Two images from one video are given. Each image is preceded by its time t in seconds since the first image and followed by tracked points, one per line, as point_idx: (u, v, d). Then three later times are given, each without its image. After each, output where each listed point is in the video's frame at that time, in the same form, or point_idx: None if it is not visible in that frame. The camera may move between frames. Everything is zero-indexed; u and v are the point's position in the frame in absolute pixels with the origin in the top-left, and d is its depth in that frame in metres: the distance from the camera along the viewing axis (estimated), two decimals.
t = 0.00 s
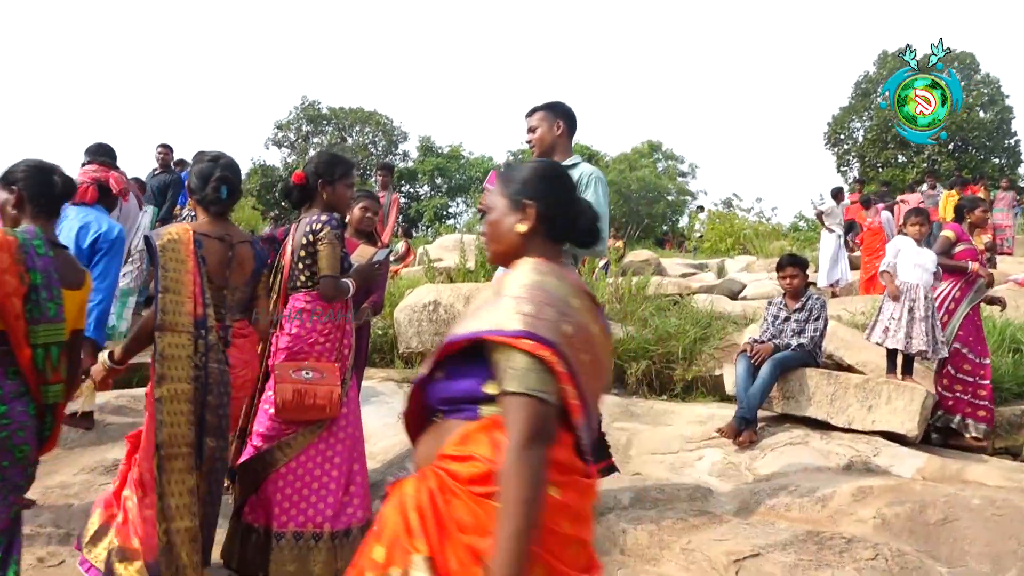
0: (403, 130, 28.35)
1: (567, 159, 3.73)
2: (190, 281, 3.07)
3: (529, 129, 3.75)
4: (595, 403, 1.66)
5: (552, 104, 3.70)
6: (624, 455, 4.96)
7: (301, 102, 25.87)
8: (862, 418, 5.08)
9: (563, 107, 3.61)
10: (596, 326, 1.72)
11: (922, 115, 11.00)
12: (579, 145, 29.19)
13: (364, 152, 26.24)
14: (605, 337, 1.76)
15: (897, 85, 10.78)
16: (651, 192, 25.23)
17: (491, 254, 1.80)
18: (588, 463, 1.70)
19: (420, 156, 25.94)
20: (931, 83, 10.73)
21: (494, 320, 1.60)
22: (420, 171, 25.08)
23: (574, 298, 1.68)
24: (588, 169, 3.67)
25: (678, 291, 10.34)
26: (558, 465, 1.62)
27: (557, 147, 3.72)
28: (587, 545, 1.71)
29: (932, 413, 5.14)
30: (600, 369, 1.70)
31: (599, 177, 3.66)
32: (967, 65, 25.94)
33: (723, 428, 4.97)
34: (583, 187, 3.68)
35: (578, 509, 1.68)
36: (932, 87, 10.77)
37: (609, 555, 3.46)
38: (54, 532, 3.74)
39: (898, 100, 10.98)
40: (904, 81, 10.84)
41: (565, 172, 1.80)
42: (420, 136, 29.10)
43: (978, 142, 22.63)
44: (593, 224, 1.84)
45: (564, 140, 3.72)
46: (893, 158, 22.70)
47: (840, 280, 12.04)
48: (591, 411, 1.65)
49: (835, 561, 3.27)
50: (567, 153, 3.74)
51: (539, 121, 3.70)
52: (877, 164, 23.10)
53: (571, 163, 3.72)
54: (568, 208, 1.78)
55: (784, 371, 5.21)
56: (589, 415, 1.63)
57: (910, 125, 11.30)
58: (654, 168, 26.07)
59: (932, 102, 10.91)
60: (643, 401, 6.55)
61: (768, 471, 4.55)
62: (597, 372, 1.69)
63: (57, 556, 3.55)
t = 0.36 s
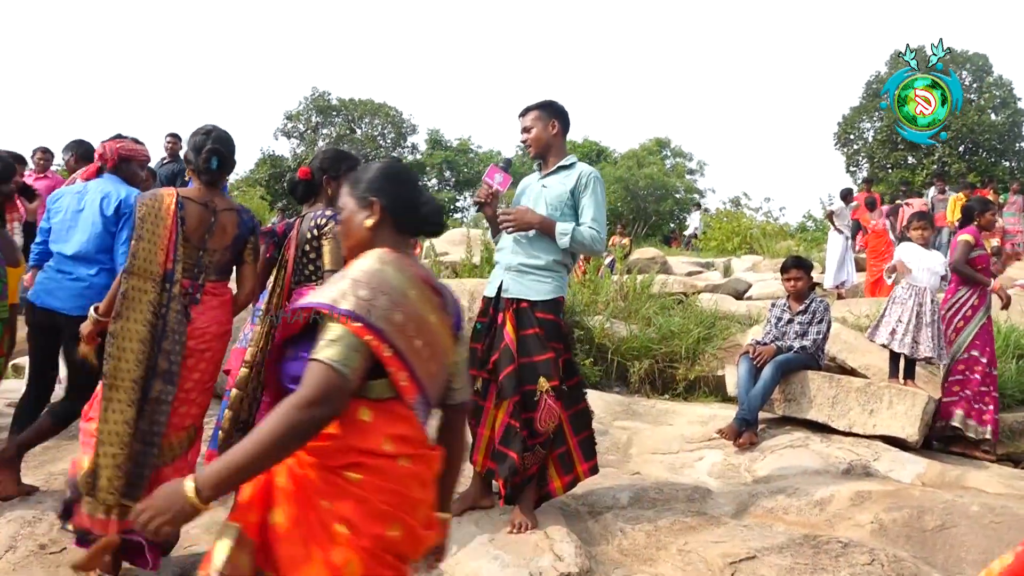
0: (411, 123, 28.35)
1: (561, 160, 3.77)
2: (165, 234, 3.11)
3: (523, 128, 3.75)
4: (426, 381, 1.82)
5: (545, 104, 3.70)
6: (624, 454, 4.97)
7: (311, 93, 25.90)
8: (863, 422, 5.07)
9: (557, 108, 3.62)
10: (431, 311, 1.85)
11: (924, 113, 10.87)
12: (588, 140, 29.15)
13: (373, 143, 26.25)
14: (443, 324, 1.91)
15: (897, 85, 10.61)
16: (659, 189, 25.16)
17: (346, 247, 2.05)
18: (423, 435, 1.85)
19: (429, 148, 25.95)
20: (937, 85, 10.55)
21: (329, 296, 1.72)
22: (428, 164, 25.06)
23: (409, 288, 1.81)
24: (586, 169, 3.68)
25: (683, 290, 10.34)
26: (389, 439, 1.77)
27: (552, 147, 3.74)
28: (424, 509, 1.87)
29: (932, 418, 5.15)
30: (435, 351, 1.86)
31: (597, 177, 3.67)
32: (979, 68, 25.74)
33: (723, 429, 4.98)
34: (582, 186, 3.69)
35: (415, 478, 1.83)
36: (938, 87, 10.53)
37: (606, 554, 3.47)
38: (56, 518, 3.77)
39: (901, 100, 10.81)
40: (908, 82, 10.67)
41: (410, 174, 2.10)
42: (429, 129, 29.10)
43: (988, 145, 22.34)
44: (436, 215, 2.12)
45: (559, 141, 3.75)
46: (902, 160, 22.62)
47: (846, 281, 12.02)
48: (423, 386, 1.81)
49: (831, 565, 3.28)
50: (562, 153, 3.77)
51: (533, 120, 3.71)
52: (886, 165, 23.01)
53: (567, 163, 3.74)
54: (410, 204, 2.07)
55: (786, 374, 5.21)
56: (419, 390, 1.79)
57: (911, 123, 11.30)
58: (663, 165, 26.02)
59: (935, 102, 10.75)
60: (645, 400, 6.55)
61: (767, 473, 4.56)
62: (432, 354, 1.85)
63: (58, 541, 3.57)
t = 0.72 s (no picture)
0: (434, 107, 28.34)
1: (569, 150, 3.76)
2: (161, 221, 3.13)
3: (530, 118, 3.75)
4: (318, 340, 2.00)
5: (551, 93, 3.70)
6: (638, 444, 4.97)
7: (334, 76, 25.97)
8: (879, 418, 5.04)
9: (564, 96, 3.62)
10: (325, 278, 2.03)
11: (922, 115, 10.11)
12: (610, 127, 28.99)
13: (394, 127, 26.29)
14: (336, 290, 2.07)
15: (897, 84, 9.84)
16: (681, 178, 24.99)
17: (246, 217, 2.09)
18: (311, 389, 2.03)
19: (450, 133, 25.92)
20: (933, 86, 9.90)
21: (232, 271, 1.88)
22: (449, 148, 25.04)
23: (306, 257, 1.98)
24: (595, 159, 3.68)
25: (702, 281, 10.29)
26: (282, 389, 1.94)
27: (560, 135, 3.73)
28: (312, 455, 2.08)
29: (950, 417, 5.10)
30: (326, 313, 2.03)
31: (607, 166, 3.65)
32: (1010, 62, 25.24)
33: (739, 422, 4.97)
34: (592, 177, 3.68)
35: (302, 427, 2.02)
36: (932, 90, 9.91)
37: (617, 543, 3.48)
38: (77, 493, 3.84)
39: (898, 98, 9.96)
40: (908, 81, 9.85)
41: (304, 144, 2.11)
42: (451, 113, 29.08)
43: (1018, 141, 21.99)
44: (332, 186, 2.14)
45: (567, 129, 3.73)
46: (928, 154, 22.34)
47: (867, 276, 11.91)
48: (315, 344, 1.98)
49: (843, 562, 3.27)
50: (570, 143, 3.76)
51: (540, 110, 3.71)
52: (912, 159, 22.73)
53: (575, 153, 3.73)
54: (307, 177, 2.08)
55: (803, 369, 5.19)
56: (313, 347, 1.97)
57: (911, 126, 10.44)
58: (685, 154, 25.84)
59: (933, 103, 10.02)
60: (661, 391, 6.53)
61: (782, 466, 4.55)
62: (325, 316, 2.02)
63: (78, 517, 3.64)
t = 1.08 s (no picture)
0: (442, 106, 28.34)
1: (573, 151, 3.75)
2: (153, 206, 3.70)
3: (535, 120, 3.73)
4: (188, 321, 2.00)
5: (557, 95, 3.68)
6: (644, 448, 4.96)
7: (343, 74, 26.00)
8: (887, 425, 5.02)
9: (570, 99, 3.61)
10: (196, 263, 2.02)
11: (920, 114, 9.69)
12: (619, 129, 28.92)
13: (402, 126, 26.28)
14: (210, 273, 2.08)
15: (895, 86, 9.20)
16: (689, 181, 24.93)
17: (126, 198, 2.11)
18: (185, 367, 2.03)
19: (459, 133, 25.93)
20: (933, 85, 9.39)
21: (93, 250, 1.86)
22: (457, 148, 25.06)
23: (174, 240, 1.97)
24: (597, 159, 3.65)
25: (710, 285, 10.25)
26: (148, 368, 1.93)
27: (565, 138, 3.73)
28: (180, 436, 2.07)
29: (959, 424, 5.07)
30: (199, 297, 2.03)
31: (609, 167, 3.63)
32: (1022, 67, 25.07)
33: (745, 427, 4.95)
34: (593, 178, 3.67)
35: (176, 406, 2.02)
36: (931, 89, 9.36)
37: (622, 547, 3.47)
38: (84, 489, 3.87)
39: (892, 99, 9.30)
40: (906, 80, 9.25)
41: (178, 129, 2.14)
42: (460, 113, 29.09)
43: None
44: (209, 168, 2.18)
45: (570, 132, 3.72)
46: (938, 159, 22.26)
47: (875, 281, 11.85)
48: (185, 325, 1.99)
49: (850, 569, 3.25)
50: (574, 145, 3.76)
51: (545, 112, 3.69)
52: (921, 164, 22.64)
53: (579, 154, 3.72)
54: (183, 163, 2.11)
55: (810, 374, 5.17)
56: (180, 329, 1.96)
57: (909, 125, 10.08)
58: (694, 157, 25.77)
59: (932, 103, 9.59)
60: (667, 394, 6.51)
61: (789, 472, 4.53)
62: (197, 299, 2.03)
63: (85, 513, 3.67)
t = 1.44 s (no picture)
0: (452, 115, 28.41)
1: (586, 162, 3.73)
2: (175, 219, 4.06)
3: (551, 130, 3.71)
4: (102, 319, 2.32)
5: (573, 105, 3.66)
6: (655, 458, 4.92)
7: (352, 83, 26.13)
8: (901, 436, 4.96)
9: (585, 109, 3.59)
10: (110, 263, 2.35)
11: (923, 116, 9.55)
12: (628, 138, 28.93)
13: (412, 136, 26.36)
14: (124, 273, 2.40)
15: (895, 85, 9.10)
16: (699, 190, 24.89)
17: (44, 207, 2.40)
18: (104, 362, 2.36)
19: (468, 141, 25.99)
20: (934, 84, 9.26)
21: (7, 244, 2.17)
22: (467, 157, 25.12)
23: (86, 240, 2.28)
24: (605, 168, 3.62)
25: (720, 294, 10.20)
26: (66, 358, 2.27)
27: (580, 149, 3.72)
28: (96, 421, 2.40)
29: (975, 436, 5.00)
30: (114, 295, 2.36)
31: (615, 177, 3.59)
32: None
33: (757, 438, 4.91)
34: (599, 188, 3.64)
35: (95, 397, 2.36)
36: (935, 89, 9.26)
37: (634, 559, 3.43)
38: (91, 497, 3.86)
39: (894, 100, 9.21)
40: (907, 79, 9.12)
41: (96, 140, 2.48)
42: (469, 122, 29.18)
43: None
44: (123, 172, 2.47)
45: (584, 143, 3.71)
46: (949, 169, 22.16)
47: (886, 291, 11.77)
48: (98, 322, 2.31)
49: None
50: (588, 155, 3.74)
51: (561, 122, 3.67)
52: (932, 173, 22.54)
53: (589, 165, 3.70)
54: (95, 170, 2.40)
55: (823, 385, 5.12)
56: (92, 323, 2.29)
57: (910, 125, 9.89)
58: (703, 166, 25.73)
59: (934, 104, 9.42)
60: (678, 404, 6.47)
61: (801, 483, 4.49)
62: (111, 298, 2.35)
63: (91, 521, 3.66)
